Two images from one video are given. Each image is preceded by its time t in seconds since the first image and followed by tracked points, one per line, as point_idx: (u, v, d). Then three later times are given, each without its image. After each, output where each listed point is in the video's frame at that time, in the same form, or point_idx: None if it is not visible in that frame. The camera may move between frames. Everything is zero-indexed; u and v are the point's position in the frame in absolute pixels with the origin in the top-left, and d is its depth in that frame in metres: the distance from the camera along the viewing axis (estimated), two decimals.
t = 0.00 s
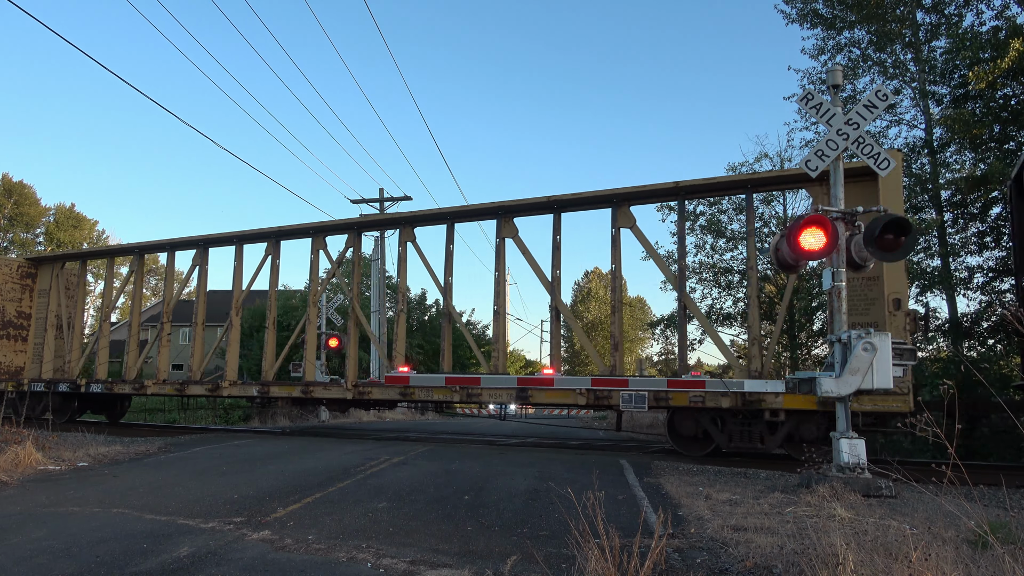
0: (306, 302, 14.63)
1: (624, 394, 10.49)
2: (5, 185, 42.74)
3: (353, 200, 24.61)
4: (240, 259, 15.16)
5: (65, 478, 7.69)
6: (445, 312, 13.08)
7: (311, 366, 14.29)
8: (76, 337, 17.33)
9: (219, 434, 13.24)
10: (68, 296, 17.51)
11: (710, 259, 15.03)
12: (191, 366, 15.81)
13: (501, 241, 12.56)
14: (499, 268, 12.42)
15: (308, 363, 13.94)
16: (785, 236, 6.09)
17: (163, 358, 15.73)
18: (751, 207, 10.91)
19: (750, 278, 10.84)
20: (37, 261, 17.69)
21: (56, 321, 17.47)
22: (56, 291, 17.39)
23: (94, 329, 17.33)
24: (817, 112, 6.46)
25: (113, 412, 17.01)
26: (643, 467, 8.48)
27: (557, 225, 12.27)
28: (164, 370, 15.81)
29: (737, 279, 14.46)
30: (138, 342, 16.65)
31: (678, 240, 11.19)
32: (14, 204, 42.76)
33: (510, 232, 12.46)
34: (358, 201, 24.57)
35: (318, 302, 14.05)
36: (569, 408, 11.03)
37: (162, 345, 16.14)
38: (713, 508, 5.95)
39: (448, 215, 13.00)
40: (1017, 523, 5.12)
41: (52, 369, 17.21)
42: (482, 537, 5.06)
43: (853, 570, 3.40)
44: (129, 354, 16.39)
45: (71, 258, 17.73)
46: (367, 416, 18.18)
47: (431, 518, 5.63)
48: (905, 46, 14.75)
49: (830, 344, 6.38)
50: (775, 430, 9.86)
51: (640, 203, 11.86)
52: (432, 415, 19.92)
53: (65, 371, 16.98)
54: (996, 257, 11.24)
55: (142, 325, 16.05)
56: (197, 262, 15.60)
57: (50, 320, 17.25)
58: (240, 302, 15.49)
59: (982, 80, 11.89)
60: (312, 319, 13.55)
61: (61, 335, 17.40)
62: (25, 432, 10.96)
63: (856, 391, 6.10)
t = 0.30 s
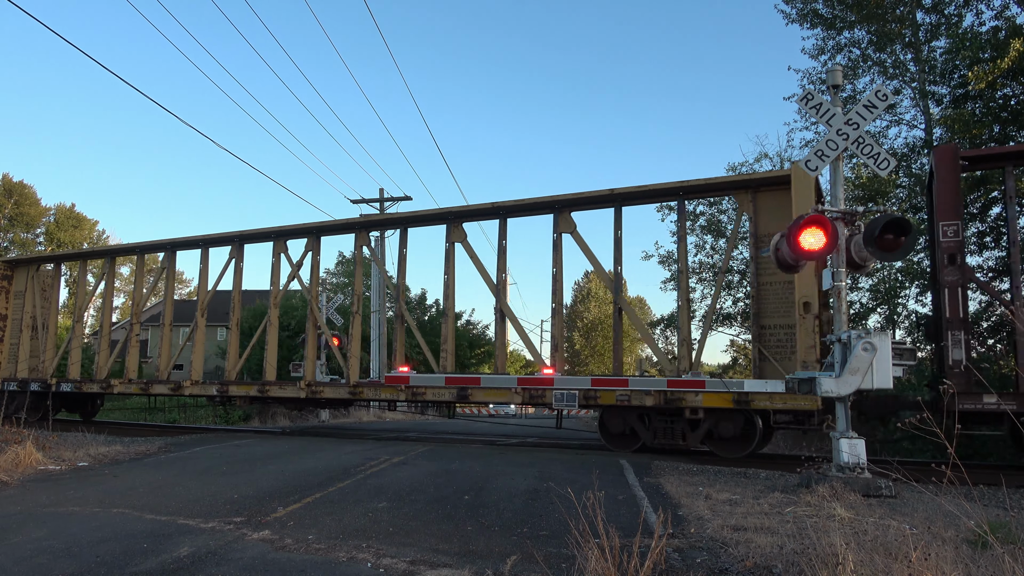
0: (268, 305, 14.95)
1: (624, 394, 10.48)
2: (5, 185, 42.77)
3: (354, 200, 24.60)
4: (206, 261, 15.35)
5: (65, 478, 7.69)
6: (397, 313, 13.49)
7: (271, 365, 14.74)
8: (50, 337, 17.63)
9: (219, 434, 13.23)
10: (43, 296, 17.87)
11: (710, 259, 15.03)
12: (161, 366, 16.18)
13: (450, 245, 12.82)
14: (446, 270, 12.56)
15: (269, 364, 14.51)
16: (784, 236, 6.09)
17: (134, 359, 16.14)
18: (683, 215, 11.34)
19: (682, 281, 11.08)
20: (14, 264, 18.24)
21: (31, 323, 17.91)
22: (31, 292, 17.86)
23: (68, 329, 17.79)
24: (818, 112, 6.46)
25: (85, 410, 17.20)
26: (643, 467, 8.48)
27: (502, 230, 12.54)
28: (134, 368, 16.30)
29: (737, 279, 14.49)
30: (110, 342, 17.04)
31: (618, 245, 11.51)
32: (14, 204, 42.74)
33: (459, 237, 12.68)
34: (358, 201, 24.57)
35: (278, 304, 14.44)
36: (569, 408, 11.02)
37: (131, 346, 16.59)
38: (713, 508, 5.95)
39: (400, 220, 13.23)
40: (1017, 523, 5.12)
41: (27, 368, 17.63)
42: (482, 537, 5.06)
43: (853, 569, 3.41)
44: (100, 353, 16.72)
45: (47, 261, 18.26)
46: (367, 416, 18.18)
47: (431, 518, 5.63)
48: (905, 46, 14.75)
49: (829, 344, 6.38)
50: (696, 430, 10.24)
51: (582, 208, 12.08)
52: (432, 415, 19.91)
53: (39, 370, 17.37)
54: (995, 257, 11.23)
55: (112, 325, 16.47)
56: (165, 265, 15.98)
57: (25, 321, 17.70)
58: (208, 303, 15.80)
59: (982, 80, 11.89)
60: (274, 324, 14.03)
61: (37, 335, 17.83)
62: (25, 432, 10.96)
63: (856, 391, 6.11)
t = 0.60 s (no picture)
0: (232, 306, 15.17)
1: (624, 394, 10.47)
2: (5, 186, 42.78)
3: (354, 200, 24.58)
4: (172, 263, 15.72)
5: (65, 478, 7.68)
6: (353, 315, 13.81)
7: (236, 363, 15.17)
8: (25, 337, 18.09)
9: (219, 434, 13.23)
10: (18, 297, 18.38)
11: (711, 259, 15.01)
12: (129, 367, 16.65)
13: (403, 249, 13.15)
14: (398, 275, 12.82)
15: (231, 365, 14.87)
16: (785, 236, 6.09)
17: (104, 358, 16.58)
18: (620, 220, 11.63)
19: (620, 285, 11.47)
20: None
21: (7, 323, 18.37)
22: (6, 293, 18.34)
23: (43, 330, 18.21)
24: (818, 112, 6.46)
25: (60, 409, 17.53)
26: (643, 467, 8.48)
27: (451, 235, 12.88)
28: (104, 369, 16.80)
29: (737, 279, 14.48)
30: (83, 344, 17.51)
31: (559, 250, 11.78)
32: (14, 204, 42.77)
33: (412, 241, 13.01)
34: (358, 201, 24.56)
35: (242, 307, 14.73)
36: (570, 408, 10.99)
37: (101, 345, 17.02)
38: (713, 508, 5.95)
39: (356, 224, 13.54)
40: (1017, 523, 5.12)
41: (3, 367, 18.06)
42: (482, 537, 5.06)
43: (853, 570, 3.40)
44: (72, 354, 17.17)
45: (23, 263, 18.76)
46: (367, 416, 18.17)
47: (431, 518, 5.63)
48: (906, 46, 14.74)
49: (829, 344, 6.37)
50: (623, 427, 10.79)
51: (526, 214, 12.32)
52: (432, 415, 19.90)
53: (14, 369, 17.79)
54: (996, 257, 11.21)
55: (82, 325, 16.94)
56: (132, 269, 16.76)
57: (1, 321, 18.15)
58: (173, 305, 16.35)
59: (982, 80, 11.89)
60: (236, 326, 14.42)
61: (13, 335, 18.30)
62: (24, 432, 10.96)
63: (856, 391, 6.11)
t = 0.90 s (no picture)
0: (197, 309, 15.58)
1: (624, 395, 10.47)
2: (5, 186, 42.83)
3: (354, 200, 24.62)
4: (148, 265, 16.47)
5: (65, 479, 7.69)
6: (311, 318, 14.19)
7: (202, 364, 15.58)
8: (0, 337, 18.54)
9: (219, 434, 13.23)
10: None
11: (710, 259, 15.02)
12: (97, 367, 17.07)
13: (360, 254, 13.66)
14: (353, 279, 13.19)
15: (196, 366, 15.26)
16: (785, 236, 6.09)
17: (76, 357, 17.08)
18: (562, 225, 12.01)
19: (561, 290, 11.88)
20: None
21: None
22: None
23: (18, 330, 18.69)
24: (818, 112, 6.46)
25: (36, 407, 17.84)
26: (643, 467, 8.48)
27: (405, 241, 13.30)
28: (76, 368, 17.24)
29: (737, 279, 14.47)
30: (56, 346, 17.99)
31: (505, 254, 12.06)
32: (14, 204, 42.81)
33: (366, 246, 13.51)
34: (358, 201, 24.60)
35: (207, 311, 15.06)
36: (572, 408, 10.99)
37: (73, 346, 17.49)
38: (713, 508, 5.96)
39: (315, 230, 13.92)
40: (1017, 523, 5.12)
41: None
42: (482, 537, 5.07)
43: (853, 570, 3.40)
44: (45, 353, 17.71)
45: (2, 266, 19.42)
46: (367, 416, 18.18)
47: (431, 518, 5.63)
48: (906, 46, 14.74)
49: (829, 344, 6.38)
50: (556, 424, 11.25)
51: (475, 220, 12.66)
52: (432, 415, 19.89)
53: None
54: (995, 257, 11.21)
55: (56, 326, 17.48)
56: (104, 272, 17.36)
57: None
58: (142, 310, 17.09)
59: (982, 79, 11.89)
60: (200, 328, 14.88)
61: None
62: (25, 431, 10.97)
63: (856, 391, 6.11)
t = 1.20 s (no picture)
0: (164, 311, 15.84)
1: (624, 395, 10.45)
2: (5, 186, 42.85)
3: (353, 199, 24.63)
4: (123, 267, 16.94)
5: (65, 479, 7.68)
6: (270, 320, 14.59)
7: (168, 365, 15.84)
8: None
9: (219, 434, 13.23)
10: None
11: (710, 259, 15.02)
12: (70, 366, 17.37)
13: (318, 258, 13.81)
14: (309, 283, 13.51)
15: (162, 367, 15.54)
16: (785, 236, 6.08)
17: (51, 358, 17.47)
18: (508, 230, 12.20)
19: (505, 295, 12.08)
20: None
21: None
22: None
23: None
24: (818, 112, 6.46)
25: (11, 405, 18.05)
26: (643, 467, 8.48)
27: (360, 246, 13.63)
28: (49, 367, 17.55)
29: (737, 279, 14.47)
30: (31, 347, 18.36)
31: (453, 258, 12.28)
32: (14, 204, 42.84)
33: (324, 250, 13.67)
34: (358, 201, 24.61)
35: (174, 313, 15.29)
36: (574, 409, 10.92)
37: (46, 346, 17.92)
38: (713, 508, 5.95)
39: (275, 234, 14.09)
40: (1017, 523, 5.11)
41: None
42: (482, 537, 5.06)
43: (853, 570, 3.40)
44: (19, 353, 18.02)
45: None
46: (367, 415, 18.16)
47: (431, 518, 5.63)
48: (906, 46, 14.73)
49: (829, 344, 6.37)
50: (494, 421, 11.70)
51: (426, 224, 12.89)
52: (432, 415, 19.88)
53: None
54: (996, 257, 11.20)
55: (31, 327, 17.87)
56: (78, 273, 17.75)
57: None
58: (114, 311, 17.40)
59: (982, 79, 11.89)
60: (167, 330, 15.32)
61: None
62: (24, 431, 10.96)
63: (856, 391, 6.11)
